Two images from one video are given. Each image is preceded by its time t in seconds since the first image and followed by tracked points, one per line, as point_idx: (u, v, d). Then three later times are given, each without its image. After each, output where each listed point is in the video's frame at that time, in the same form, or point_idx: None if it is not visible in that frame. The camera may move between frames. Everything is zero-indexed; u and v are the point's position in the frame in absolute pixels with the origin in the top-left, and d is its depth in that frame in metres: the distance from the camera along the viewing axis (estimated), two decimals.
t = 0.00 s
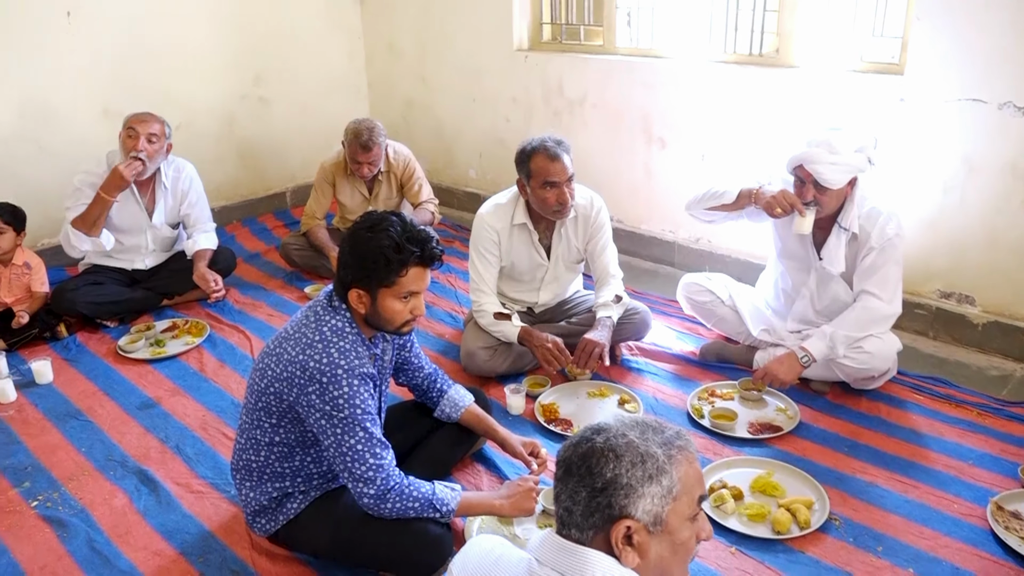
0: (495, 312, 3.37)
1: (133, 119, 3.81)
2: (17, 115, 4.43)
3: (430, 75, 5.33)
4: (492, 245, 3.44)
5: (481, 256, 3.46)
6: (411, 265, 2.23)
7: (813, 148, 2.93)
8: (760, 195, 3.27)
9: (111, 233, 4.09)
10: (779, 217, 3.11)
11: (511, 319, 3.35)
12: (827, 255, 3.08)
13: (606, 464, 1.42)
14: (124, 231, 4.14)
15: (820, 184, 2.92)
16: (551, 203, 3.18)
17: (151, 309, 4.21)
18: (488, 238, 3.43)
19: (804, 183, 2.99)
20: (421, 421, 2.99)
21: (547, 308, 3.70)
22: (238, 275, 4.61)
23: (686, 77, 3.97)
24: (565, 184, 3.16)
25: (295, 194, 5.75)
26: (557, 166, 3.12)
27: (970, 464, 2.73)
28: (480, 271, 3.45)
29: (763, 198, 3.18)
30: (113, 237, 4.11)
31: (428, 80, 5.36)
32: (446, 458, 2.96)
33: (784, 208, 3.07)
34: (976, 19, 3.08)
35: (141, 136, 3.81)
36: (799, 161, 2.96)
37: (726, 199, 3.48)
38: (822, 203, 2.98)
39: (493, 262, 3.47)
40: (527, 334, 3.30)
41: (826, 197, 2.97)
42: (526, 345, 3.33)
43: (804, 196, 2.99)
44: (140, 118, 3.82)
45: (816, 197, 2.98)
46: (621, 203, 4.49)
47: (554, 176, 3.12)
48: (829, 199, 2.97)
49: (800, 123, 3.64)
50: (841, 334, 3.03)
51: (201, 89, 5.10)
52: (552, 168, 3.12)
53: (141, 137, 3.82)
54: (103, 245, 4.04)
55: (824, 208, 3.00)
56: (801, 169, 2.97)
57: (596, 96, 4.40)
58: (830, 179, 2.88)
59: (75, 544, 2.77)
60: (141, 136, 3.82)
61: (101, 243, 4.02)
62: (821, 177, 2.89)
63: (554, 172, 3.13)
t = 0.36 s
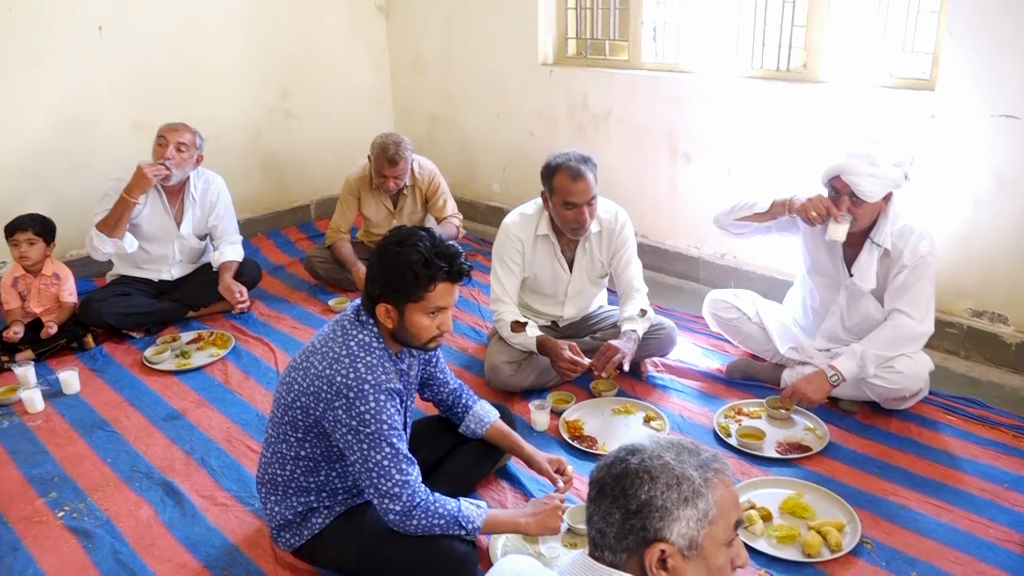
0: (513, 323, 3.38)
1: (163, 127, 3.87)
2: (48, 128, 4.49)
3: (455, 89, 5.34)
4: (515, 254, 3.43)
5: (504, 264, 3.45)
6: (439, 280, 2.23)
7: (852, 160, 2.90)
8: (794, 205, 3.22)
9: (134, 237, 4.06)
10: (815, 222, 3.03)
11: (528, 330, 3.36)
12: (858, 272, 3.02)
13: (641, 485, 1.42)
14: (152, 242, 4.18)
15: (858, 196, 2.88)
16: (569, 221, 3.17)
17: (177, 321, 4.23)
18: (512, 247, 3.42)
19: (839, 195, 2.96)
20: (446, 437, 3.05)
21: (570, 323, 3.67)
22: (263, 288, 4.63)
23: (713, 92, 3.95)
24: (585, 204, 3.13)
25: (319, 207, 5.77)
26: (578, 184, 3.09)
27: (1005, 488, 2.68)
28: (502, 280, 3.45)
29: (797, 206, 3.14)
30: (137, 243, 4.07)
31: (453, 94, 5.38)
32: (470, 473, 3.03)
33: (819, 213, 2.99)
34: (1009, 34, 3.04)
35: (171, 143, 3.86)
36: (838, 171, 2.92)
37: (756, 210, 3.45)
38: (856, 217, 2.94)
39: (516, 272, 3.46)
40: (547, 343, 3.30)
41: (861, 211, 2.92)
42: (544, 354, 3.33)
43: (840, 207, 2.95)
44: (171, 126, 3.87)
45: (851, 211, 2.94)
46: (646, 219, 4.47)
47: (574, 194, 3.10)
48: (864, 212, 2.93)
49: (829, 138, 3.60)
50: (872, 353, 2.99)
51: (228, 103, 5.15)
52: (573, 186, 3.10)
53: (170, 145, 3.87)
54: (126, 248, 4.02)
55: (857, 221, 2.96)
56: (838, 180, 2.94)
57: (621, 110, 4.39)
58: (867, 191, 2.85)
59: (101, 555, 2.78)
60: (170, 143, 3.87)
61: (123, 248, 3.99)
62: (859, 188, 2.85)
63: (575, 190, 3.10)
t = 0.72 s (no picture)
0: (543, 331, 3.38)
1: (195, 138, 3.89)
2: (84, 134, 4.56)
3: (485, 97, 5.34)
4: (544, 264, 3.43)
5: (533, 274, 3.45)
6: (471, 289, 2.22)
7: (897, 172, 2.87)
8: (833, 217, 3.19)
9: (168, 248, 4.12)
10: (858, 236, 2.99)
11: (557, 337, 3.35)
12: (899, 285, 2.97)
13: (681, 503, 1.40)
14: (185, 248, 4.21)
15: (902, 210, 2.84)
16: (588, 238, 3.10)
17: (208, 325, 4.26)
18: (540, 257, 3.42)
19: (883, 208, 2.91)
20: (475, 447, 3.11)
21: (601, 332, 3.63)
22: (293, 293, 4.65)
23: (746, 101, 3.91)
24: (603, 226, 3.03)
25: (348, 214, 5.78)
26: (596, 206, 2.99)
27: None
28: (531, 291, 3.44)
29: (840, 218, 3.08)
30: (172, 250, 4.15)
31: (483, 102, 5.38)
32: (498, 485, 3.09)
33: (862, 225, 2.95)
34: None
35: (201, 155, 3.88)
36: (882, 183, 2.88)
37: (794, 221, 3.40)
38: (902, 230, 2.89)
39: (544, 282, 3.45)
40: (575, 351, 3.29)
41: (907, 223, 2.88)
42: (573, 362, 3.31)
43: (884, 220, 2.90)
44: (203, 137, 3.89)
45: (895, 223, 2.89)
46: (676, 229, 4.43)
47: (591, 216, 3.00)
48: (909, 224, 2.88)
49: (864, 149, 3.55)
50: (910, 368, 2.94)
51: (260, 110, 5.18)
52: (589, 208, 3.00)
53: (202, 156, 3.90)
54: (161, 258, 4.07)
55: (902, 233, 2.91)
56: (882, 193, 2.89)
57: (651, 119, 4.36)
58: (913, 205, 2.80)
59: (131, 557, 2.81)
60: (201, 154, 3.89)
61: (158, 257, 4.06)
62: (904, 202, 2.81)
63: (592, 212, 3.00)
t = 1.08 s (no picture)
0: (571, 342, 3.34)
1: (228, 155, 3.85)
2: (119, 136, 4.59)
3: (517, 100, 5.31)
4: (573, 273, 3.38)
5: (561, 283, 3.41)
6: (505, 295, 2.19)
7: (955, 183, 2.78)
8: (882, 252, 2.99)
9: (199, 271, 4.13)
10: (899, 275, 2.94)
11: (587, 348, 3.33)
12: (950, 294, 2.90)
13: (724, 521, 1.35)
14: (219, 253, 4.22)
15: (963, 222, 2.77)
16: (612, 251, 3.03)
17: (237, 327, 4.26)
18: (568, 265, 3.37)
19: (942, 221, 2.81)
20: (506, 454, 3.11)
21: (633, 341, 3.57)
22: (322, 296, 4.63)
23: (785, 107, 3.84)
24: (626, 241, 2.95)
25: (378, 217, 5.76)
26: (617, 221, 2.91)
27: None
28: (560, 299, 3.40)
29: (885, 253, 2.97)
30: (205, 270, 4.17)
31: (516, 106, 5.34)
32: (530, 493, 3.10)
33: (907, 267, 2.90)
34: None
35: (236, 172, 3.86)
36: (941, 195, 2.79)
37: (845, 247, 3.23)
38: (961, 242, 2.81)
39: (574, 290, 3.40)
40: (604, 363, 3.29)
41: (966, 235, 2.80)
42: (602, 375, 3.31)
43: (942, 234, 2.82)
44: (236, 152, 3.87)
45: (955, 236, 2.81)
46: (710, 236, 4.36)
47: (613, 231, 2.93)
48: (968, 235, 2.80)
49: (906, 157, 3.46)
50: (954, 383, 2.87)
51: (292, 113, 5.19)
52: (611, 222, 2.92)
53: (235, 171, 3.88)
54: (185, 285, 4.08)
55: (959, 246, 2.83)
56: (942, 206, 2.80)
57: (687, 124, 4.29)
58: (975, 216, 2.74)
59: (161, 559, 2.81)
60: (234, 170, 3.88)
61: (184, 285, 4.08)
62: (966, 214, 2.74)
63: (614, 227, 2.93)
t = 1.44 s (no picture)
0: (604, 352, 3.25)
1: (263, 171, 3.72)
2: (146, 132, 4.54)
3: (551, 101, 5.20)
4: (605, 280, 3.27)
5: (592, 290, 3.30)
6: (541, 302, 2.10)
7: None
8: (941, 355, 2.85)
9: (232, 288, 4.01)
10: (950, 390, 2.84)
11: (620, 359, 3.24)
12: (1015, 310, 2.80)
13: (773, 544, 1.25)
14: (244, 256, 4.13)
15: None
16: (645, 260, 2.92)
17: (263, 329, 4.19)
18: (600, 272, 3.26)
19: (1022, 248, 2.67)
20: (537, 466, 3.03)
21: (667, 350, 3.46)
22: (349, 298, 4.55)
23: (831, 110, 3.70)
24: (660, 250, 2.84)
25: (406, 218, 5.67)
26: (651, 231, 2.80)
27: None
28: (592, 307, 3.30)
29: (945, 361, 2.84)
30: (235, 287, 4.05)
31: (549, 106, 5.23)
32: (563, 507, 3.00)
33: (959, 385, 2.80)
34: None
35: (272, 186, 3.75)
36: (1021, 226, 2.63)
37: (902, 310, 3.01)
38: None
39: (606, 298, 3.30)
40: (639, 373, 3.17)
41: None
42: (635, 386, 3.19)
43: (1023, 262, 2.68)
44: (269, 166, 3.73)
45: None
46: (750, 243, 4.23)
47: (646, 241, 2.81)
48: None
49: (959, 164, 3.31)
50: (1010, 403, 2.76)
51: (321, 110, 5.12)
52: (644, 232, 2.81)
53: (273, 186, 3.77)
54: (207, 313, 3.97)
55: None
56: None
57: (727, 126, 4.17)
58: None
59: (182, 565, 2.75)
60: (272, 185, 3.77)
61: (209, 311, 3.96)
62: None
63: (647, 237, 2.82)
